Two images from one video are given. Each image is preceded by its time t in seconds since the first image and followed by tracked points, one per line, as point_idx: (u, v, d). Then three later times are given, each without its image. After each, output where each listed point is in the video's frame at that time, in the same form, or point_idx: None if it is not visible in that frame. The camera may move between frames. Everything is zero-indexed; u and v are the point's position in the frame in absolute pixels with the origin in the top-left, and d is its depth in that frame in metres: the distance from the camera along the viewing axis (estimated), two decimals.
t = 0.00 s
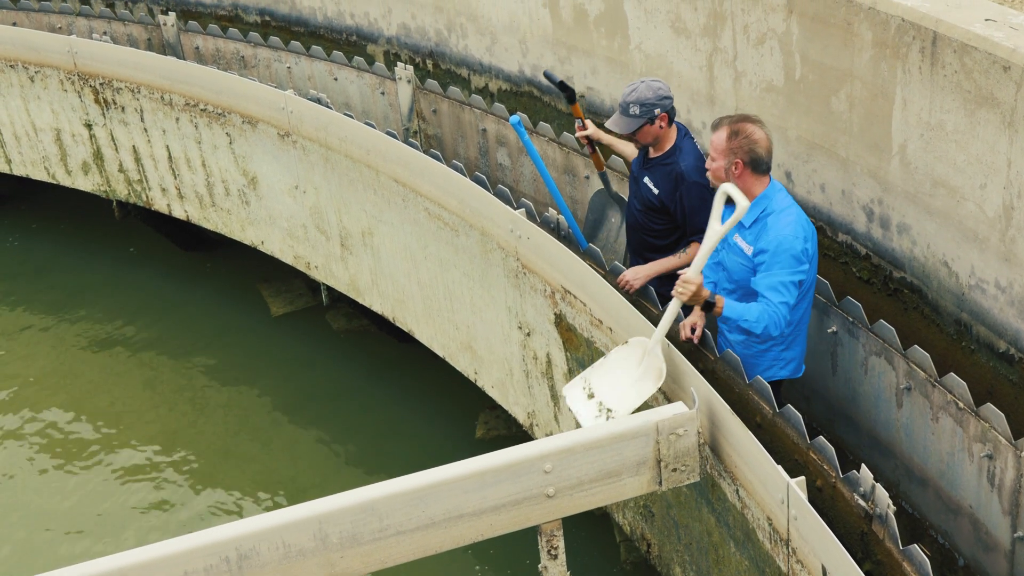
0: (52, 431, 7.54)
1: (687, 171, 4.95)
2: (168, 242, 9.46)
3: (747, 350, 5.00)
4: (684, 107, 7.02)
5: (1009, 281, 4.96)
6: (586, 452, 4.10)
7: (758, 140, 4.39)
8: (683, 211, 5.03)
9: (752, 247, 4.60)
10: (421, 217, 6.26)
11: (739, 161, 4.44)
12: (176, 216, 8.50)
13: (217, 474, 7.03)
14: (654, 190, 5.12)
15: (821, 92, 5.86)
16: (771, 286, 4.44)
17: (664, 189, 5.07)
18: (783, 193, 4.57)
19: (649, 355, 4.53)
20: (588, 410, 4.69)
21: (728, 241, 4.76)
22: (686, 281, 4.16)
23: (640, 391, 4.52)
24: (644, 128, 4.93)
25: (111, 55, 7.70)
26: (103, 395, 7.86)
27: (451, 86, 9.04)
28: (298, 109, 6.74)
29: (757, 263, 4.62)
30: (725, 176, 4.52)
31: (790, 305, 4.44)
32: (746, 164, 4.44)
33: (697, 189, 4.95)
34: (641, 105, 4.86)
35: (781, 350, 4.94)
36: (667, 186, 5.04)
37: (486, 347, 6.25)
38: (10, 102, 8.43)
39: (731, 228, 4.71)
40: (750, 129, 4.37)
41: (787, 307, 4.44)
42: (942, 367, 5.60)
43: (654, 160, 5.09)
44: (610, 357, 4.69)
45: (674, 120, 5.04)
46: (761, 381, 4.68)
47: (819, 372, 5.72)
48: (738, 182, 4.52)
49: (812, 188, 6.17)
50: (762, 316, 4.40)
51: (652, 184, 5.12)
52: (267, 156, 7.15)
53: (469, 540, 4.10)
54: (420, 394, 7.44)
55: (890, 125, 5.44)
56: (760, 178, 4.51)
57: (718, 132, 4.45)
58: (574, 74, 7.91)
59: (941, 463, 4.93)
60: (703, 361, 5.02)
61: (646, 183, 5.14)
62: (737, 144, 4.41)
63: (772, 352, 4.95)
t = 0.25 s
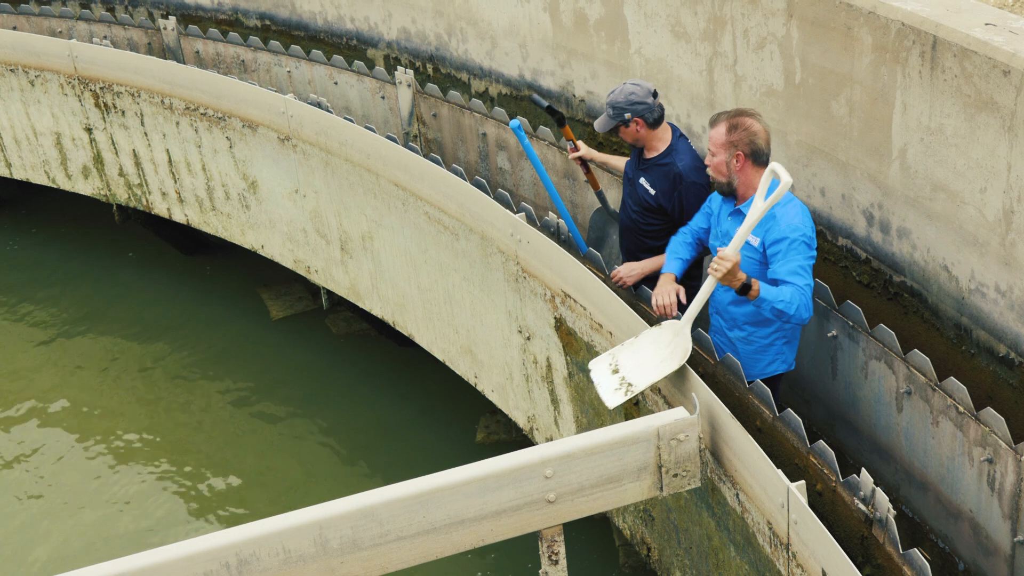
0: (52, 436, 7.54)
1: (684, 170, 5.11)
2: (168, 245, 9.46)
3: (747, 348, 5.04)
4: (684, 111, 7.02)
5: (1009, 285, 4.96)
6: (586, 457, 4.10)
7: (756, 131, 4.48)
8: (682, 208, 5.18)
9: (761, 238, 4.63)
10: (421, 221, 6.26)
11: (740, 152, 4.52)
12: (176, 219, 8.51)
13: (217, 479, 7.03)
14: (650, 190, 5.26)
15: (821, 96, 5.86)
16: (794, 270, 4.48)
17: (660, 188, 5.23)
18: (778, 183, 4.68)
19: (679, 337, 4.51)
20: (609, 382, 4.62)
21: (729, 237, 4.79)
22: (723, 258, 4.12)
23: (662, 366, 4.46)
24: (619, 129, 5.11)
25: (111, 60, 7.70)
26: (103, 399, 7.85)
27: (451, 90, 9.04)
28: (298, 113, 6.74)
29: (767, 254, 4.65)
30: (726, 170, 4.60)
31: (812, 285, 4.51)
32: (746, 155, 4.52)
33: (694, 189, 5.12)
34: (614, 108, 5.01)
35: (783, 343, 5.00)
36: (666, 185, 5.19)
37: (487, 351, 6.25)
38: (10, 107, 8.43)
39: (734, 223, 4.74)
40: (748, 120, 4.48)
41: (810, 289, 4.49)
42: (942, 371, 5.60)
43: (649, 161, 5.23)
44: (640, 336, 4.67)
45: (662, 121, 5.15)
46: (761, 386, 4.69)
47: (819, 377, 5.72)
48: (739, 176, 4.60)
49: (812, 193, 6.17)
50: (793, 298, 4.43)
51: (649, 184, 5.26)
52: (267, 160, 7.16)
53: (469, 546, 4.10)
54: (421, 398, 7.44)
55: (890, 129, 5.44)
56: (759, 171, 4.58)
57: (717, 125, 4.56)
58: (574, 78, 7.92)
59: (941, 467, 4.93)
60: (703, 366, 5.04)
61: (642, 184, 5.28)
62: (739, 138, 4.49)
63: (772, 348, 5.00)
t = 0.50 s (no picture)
0: (52, 439, 7.54)
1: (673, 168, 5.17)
2: (168, 249, 9.46)
3: (752, 346, 5.06)
4: (685, 115, 7.02)
5: (1009, 289, 4.96)
6: (587, 463, 4.10)
7: (749, 130, 4.50)
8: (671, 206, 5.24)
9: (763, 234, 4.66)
10: (421, 225, 6.26)
11: (732, 151, 4.53)
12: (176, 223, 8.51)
13: (217, 482, 7.03)
14: (639, 188, 5.31)
15: (821, 100, 5.86)
16: (800, 262, 4.50)
17: (649, 186, 5.27)
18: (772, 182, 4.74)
19: (688, 333, 4.52)
20: (616, 375, 4.55)
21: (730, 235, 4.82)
22: (736, 251, 4.16)
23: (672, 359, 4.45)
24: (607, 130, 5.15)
25: (112, 64, 7.70)
26: (103, 402, 7.85)
27: (451, 94, 9.05)
28: (298, 116, 6.75)
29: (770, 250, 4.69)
30: (719, 170, 4.60)
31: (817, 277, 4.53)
32: (739, 154, 4.54)
33: (683, 186, 5.19)
34: (601, 110, 5.06)
35: (786, 338, 5.06)
36: (655, 183, 5.24)
37: (487, 355, 6.25)
38: (10, 110, 8.44)
39: (733, 223, 4.79)
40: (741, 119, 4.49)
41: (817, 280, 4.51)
42: (942, 375, 5.59)
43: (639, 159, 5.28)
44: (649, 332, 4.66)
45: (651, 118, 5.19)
46: (762, 390, 4.68)
47: (819, 381, 5.72)
48: (731, 175, 4.61)
49: (812, 197, 6.18)
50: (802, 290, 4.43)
51: (639, 181, 5.31)
52: (267, 164, 7.16)
53: (469, 551, 4.09)
54: (421, 402, 7.44)
55: (890, 133, 5.44)
56: (750, 169, 4.62)
57: (710, 125, 4.54)
58: (574, 82, 7.92)
59: (941, 471, 4.93)
60: (702, 370, 5.02)
61: (632, 182, 5.33)
62: (728, 137, 4.51)
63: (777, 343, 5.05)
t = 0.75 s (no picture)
0: (51, 442, 7.54)
1: (654, 163, 5.23)
2: (168, 252, 9.45)
3: (752, 343, 5.07)
4: (685, 118, 7.02)
5: (1009, 292, 4.96)
6: (588, 467, 4.09)
7: (738, 132, 4.51)
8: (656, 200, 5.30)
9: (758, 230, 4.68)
10: (422, 228, 6.26)
11: (720, 153, 4.56)
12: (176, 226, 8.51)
13: (217, 485, 7.03)
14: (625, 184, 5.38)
15: (821, 103, 5.86)
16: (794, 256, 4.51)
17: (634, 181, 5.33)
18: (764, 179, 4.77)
19: (687, 336, 4.54)
20: (616, 380, 4.53)
21: (726, 233, 4.82)
22: (736, 253, 4.18)
23: (673, 364, 4.46)
24: (630, 117, 5.13)
25: (112, 67, 7.71)
26: (103, 405, 7.85)
27: (451, 97, 9.05)
28: (297, 119, 6.75)
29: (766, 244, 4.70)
30: (708, 170, 4.65)
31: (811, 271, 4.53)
32: (727, 155, 4.57)
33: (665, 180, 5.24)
34: (627, 92, 5.06)
35: (785, 333, 5.08)
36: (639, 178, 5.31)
37: (487, 358, 6.25)
38: (10, 113, 8.44)
39: (727, 219, 4.80)
40: (728, 121, 4.49)
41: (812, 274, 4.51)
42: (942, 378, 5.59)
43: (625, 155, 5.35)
44: (646, 336, 4.67)
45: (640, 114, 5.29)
46: (762, 392, 4.68)
47: (819, 383, 5.72)
48: (721, 175, 4.66)
49: (812, 199, 6.18)
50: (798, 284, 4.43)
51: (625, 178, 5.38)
52: (266, 167, 7.16)
53: (469, 555, 4.09)
54: (421, 405, 7.44)
55: (890, 136, 5.44)
56: (740, 169, 4.64)
57: (698, 126, 4.56)
58: (574, 85, 7.92)
59: (941, 474, 4.93)
60: (702, 373, 5.02)
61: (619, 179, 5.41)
62: (716, 138, 4.53)
63: (776, 340, 5.08)
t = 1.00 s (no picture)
0: (51, 443, 7.54)
1: (651, 159, 5.24)
2: (167, 253, 9.45)
3: (747, 340, 5.08)
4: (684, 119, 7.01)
5: (1009, 293, 4.96)
6: (588, 469, 4.09)
7: (731, 132, 4.52)
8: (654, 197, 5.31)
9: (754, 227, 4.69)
10: (421, 229, 6.26)
11: (713, 151, 4.59)
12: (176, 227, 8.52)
13: (217, 486, 7.03)
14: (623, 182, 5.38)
15: (821, 104, 5.86)
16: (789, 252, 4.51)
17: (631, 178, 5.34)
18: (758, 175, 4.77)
19: (684, 339, 4.54)
20: (613, 382, 4.55)
21: (722, 229, 4.82)
22: (735, 258, 4.20)
23: (670, 366, 4.46)
24: (629, 117, 5.17)
25: (111, 68, 7.71)
26: (103, 406, 7.85)
27: (450, 98, 9.05)
28: (297, 121, 6.75)
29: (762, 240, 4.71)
30: (701, 166, 4.68)
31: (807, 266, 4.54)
32: (720, 154, 4.59)
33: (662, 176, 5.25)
34: (625, 93, 5.08)
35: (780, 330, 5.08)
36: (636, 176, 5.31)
37: (486, 359, 6.25)
38: (10, 115, 8.43)
39: (722, 216, 4.81)
40: (722, 121, 4.50)
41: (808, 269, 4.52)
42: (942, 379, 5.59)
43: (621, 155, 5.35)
44: (643, 339, 4.67)
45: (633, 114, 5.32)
46: (761, 393, 4.68)
47: (819, 384, 5.72)
48: (714, 173, 4.68)
49: (812, 200, 6.18)
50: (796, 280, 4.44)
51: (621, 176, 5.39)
52: (266, 168, 7.16)
53: (470, 558, 4.09)
54: (421, 406, 7.44)
55: (890, 137, 5.44)
56: (734, 168, 4.66)
57: (694, 123, 4.59)
58: (574, 86, 7.92)
59: (941, 475, 4.93)
60: (701, 374, 5.02)
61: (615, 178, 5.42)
62: (710, 138, 4.55)
63: (771, 337, 5.08)
